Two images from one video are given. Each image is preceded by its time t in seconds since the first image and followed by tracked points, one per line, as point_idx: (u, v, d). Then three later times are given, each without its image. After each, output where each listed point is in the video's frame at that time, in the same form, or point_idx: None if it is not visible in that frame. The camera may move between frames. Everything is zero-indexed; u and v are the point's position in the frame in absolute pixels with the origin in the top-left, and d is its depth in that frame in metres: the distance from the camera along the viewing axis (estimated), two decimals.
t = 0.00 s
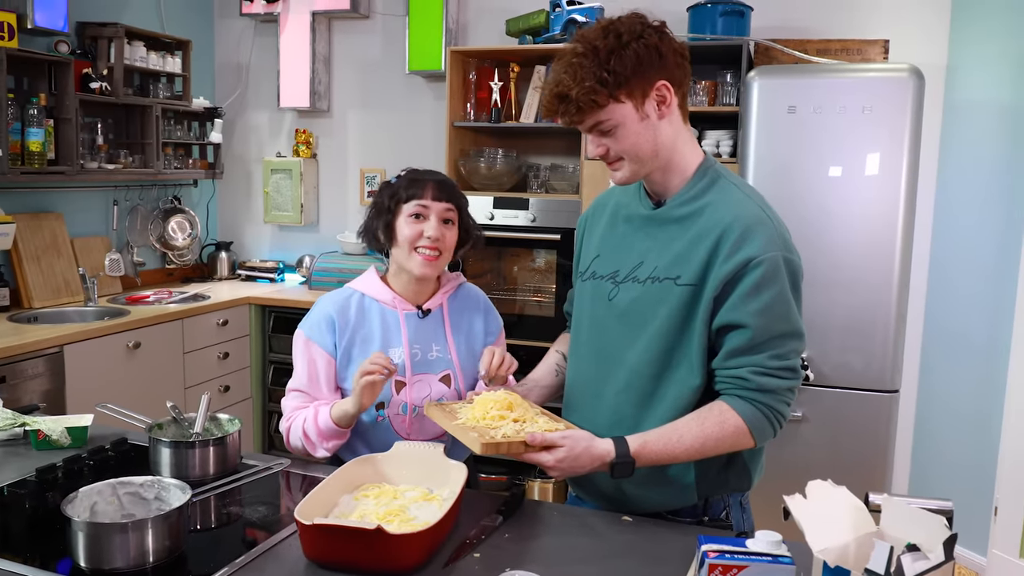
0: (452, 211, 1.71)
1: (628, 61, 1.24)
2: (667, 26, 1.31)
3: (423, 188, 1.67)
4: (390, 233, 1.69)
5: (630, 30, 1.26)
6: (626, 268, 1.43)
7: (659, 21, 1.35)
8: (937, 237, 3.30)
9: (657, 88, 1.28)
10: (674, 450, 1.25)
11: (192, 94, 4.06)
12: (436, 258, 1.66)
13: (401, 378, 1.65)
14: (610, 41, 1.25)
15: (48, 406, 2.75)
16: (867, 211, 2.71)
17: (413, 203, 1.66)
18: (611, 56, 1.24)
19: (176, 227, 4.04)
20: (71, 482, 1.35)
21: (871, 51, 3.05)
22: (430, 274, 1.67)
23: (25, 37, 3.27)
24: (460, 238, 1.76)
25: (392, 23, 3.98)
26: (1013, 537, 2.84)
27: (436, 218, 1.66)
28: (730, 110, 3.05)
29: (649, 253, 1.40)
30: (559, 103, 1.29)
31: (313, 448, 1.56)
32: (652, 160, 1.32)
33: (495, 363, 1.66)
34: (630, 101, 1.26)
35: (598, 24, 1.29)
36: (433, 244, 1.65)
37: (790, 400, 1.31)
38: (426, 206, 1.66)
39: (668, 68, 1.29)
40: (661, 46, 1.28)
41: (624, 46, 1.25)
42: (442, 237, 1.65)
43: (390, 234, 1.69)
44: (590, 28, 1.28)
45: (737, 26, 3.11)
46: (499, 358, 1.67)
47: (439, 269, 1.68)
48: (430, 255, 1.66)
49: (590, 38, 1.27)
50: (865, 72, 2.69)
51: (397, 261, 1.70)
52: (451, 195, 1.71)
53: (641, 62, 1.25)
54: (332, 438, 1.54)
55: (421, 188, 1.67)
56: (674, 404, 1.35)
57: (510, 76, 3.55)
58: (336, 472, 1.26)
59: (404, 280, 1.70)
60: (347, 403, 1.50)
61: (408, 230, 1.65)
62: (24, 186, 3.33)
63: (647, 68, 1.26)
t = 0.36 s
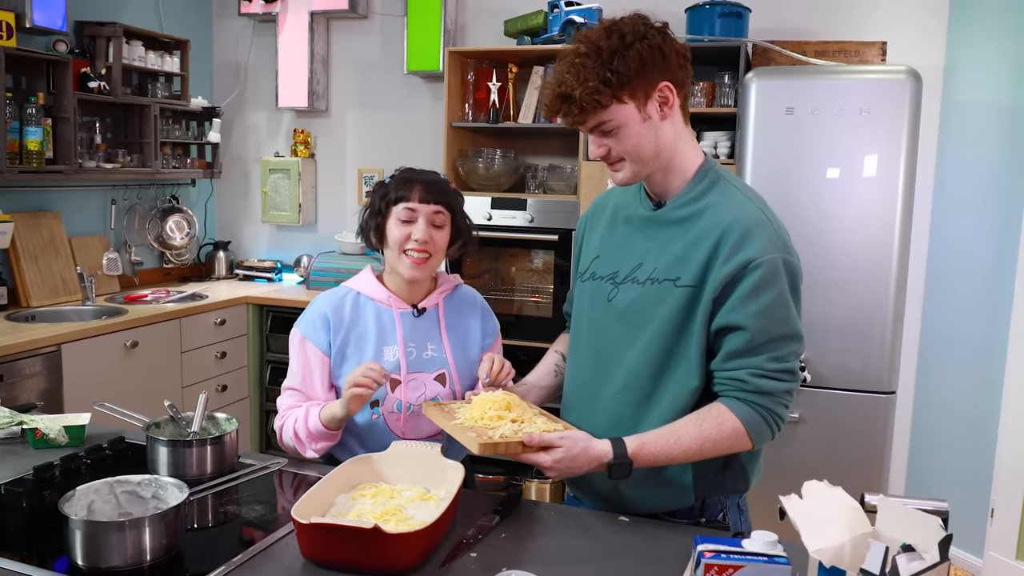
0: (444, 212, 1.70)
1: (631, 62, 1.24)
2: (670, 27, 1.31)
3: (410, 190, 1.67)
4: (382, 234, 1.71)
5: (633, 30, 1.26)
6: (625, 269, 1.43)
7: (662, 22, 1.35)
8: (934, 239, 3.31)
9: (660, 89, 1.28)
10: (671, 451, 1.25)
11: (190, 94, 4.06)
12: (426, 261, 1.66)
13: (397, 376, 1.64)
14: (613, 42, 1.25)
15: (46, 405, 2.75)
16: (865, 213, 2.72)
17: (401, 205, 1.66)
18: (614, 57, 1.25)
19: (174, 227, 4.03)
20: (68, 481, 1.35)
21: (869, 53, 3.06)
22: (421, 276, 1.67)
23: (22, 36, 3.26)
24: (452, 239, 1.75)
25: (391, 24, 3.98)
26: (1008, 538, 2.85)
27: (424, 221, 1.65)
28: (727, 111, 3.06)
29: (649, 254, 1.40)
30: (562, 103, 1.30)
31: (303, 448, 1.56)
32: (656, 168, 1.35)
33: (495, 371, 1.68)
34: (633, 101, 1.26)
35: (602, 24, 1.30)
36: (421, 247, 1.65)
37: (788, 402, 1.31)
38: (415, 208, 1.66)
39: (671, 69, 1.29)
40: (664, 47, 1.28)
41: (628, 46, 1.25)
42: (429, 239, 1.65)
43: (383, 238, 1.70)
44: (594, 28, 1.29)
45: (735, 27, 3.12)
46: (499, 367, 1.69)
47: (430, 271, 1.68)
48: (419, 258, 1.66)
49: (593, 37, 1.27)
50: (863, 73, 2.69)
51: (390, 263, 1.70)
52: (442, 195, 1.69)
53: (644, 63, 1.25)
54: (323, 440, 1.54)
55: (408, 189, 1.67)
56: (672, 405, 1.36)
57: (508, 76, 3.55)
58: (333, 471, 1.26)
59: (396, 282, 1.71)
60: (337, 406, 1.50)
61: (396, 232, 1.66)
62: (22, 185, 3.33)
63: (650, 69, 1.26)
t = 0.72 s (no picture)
0: (441, 209, 1.70)
1: (626, 65, 1.25)
2: (674, 32, 1.31)
3: (408, 186, 1.67)
4: (381, 231, 1.71)
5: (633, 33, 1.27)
6: (626, 270, 1.44)
7: (670, 26, 1.35)
8: (933, 239, 3.31)
9: (655, 94, 1.28)
10: (671, 452, 1.25)
11: (189, 93, 4.06)
12: (422, 257, 1.67)
13: (390, 366, 1.65)
14: (611, 43, 1.27)
15: (45, 404, 2.75)
16: (864, 213, 2.72)
17: (398, 202, 1.67)
18: (610, 59, 1.26)
19: (173, 226, 4.02)
20: (67, 480, 1.35)
21: (868, 53, 3.06)
22: (417, 271, 1.68)
23: (22, 36, 3.27)
24: (448, 236, 1.76)
25: (390, 23, 3.99)
26: (1006, 538, 2.85)
27: (420, 217, 1.66)
28: (726, 111, 3.07)
29: (650, 255, 1.41)
30: (558, 101, 1.33)
31: (300, 419, 1.52)
32: (645, 159, 1.33)
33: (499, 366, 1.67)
34: (626, 104, 1.27)
35: (606, 24, 1.31)
36: (417, 244, 1.65)
37: (789, 403, 1.31)
38: (412, 205, 1.66)
39: (670, 74, 1.29)
40: (664, 53, 1.28)
41: (625, 49, 1.26)
42: (425, 236, 1.65)
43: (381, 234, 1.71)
44: (597, 28, 1.30)
45: (734, 27, 3.12)
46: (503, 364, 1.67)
47: (426, 266, 1.69)
48: (415, 254, 1.66)
49: (593, 38, 1.28)
50: (862, 74, 2.70)
51: (387, 259, 1.71)
52: (439, 193, 1.70)
53: (640, 66, 1.26)
54: (316, 403, 1.51)
55: (406, 186, 1.67)
56: (672, 406, 1.36)
57: (507, 76, 3.55)
58: (332, 471, 1.26)
59: (394, 278, 1.72)
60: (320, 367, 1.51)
61: (394, 228, 1.66)
62: (21, 185, 3.33)
63: (646, 73, 1.26)
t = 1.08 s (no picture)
0: (444, 211, 1.70)
1: (642, 53, 1.24)
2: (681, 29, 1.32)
3: (412, 188, 1.67)
4: (383, 232, 1.70)
5: (648, 24, 1.26)
6: (627, 271, 1.44)
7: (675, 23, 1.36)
8: (933, 239, 3.31)
9: (669, 85, 1.28)
10: (671, 453, 1.25)
11: (189, 93, 4.06)
12: (425, 259, 1.67)
13: (393, 368, 1.65)
14: (629, 32, 1.25)
15: (45, 404, 2.75)
16: (864, 213, 2.72)
17: (401, 204, 1.66)
18: (626, 46, 1.24)
19: (173, 226, 4.02)
20: (67, 479, 1.35)
21: (868, 53, 3.06)
22: (420, 273, 1.68)
23: (22, 36, 3.26)
24: (449, 238, 1.76)
25: (390, 23, 3.99)
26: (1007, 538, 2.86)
27: (424, 220, 1.65)
28: (726, 111, 3.07)
29: (651, 255, 1.41)
30: (569, 86, 1.28)
31: (310, 422, 1.51)
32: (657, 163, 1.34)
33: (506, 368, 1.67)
34: (642, 93, 1.26)
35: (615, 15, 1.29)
36: (421, 246, 1.65)
37: (790, 405, 1.31)
38: (416, 207, 1.66)
39: (681, 68, 1.29)
40: (675, 43, 1.28)
41: (640, 38, 1.25)
42: (429, 238, 1.65)
43: (383, 234, 1.70)
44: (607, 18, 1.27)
45: (734, 27, 3.12)
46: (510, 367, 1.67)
47: (428, 268, 1.68)
48: (418, 256, 1.66)
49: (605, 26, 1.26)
50: (863, 73, 2.70)
51: (389, 260, 1.70)
52: (443, 195, 1.70)
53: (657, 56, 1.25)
54: (328, 406, 1.50)
55: (409, 188, 1.67)
56: (673, 407, 1.36)
57: (507, 76, 3.55)
58: (331, 470, 1.26)
59: (396, 278, 1.72)
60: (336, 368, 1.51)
61: (397, 230, 1.66)
62: (21, 185, 3.33)
63: (663, 64, 1.26)
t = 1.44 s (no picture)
0: (444, 207, 1.70)
1: (673, 36, 1.26)
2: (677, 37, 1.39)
3: (412, 184, 1.67)
4: (384, 229, 1.70)
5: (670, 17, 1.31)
6: (625, 268, 1.43)
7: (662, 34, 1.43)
8: (934, 239, 3.30)
9: (690, 75, 1.32)
10: (670, 449, 1.25)
11: (189, 93, 4.05)
12: (427, 254, 1.66)
13: (394, 369, 1.65)
14: (663, 17, 1.28)
15: (44, 404, 2.75)
16: (864, 212, 2.72)
17: (402, 200, 1.66)
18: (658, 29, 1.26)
19: (172, 226, 4.02)
20: (66, 479, 1.35)
21: (868, 52, 3.06)
22: (422, 269, 1.67)
23: (21, 35, 3.26)
24: (450, 235, 1.75)
25: (389, 23, 3.98)
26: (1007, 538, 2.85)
27: (425, 215, 1.65)
28: (726, 111, 3.06)
29: (649, 252, 1.40)
30: (615, 61, 1.24)
31: (297, 438, 1.56)
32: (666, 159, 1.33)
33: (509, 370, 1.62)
34: (674, 77, 1.28)
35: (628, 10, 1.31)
36: (423, 240, 1.64)
37: (789, 401, 1.31)
38: (416, 202, 1.66)
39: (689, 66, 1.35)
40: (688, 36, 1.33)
41: (665, 24, 1.27)
42: (430, 232, 1.65)
43: (385, 232, 1.69)
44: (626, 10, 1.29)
45: (734, 26, 3.11)
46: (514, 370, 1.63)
47: (430, 264, 1.68)
48: (420, 251, 1.65)
49: (630, 15, 1.27)
50: (863, 72, 2.69)
51: (391, 258, 1.70)
52: (444, 191, 1.70)
53: (685, 44, 1.29)
54: (316, 428, 1.54)
55: (409, 184, 1.67)
56: (672, 403, 1.36)
57: (507, 76, 3.55)
58: (330, 470, 1.26)
59: (398, 277, 1.71)
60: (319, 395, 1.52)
61: (398, 226, 1.65)
62: (21, 184, 3.33)
63: (687, 53, 1.30)
